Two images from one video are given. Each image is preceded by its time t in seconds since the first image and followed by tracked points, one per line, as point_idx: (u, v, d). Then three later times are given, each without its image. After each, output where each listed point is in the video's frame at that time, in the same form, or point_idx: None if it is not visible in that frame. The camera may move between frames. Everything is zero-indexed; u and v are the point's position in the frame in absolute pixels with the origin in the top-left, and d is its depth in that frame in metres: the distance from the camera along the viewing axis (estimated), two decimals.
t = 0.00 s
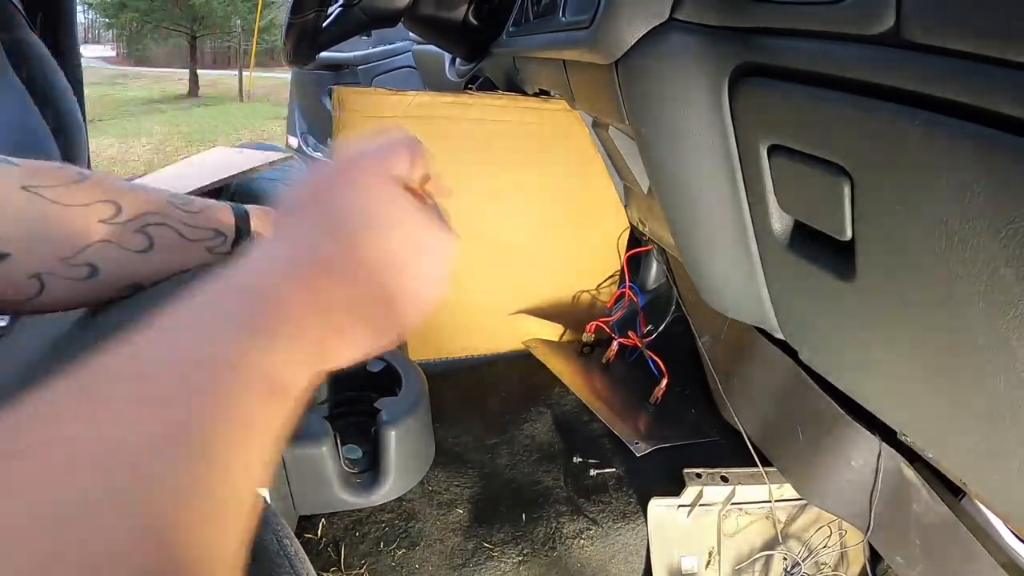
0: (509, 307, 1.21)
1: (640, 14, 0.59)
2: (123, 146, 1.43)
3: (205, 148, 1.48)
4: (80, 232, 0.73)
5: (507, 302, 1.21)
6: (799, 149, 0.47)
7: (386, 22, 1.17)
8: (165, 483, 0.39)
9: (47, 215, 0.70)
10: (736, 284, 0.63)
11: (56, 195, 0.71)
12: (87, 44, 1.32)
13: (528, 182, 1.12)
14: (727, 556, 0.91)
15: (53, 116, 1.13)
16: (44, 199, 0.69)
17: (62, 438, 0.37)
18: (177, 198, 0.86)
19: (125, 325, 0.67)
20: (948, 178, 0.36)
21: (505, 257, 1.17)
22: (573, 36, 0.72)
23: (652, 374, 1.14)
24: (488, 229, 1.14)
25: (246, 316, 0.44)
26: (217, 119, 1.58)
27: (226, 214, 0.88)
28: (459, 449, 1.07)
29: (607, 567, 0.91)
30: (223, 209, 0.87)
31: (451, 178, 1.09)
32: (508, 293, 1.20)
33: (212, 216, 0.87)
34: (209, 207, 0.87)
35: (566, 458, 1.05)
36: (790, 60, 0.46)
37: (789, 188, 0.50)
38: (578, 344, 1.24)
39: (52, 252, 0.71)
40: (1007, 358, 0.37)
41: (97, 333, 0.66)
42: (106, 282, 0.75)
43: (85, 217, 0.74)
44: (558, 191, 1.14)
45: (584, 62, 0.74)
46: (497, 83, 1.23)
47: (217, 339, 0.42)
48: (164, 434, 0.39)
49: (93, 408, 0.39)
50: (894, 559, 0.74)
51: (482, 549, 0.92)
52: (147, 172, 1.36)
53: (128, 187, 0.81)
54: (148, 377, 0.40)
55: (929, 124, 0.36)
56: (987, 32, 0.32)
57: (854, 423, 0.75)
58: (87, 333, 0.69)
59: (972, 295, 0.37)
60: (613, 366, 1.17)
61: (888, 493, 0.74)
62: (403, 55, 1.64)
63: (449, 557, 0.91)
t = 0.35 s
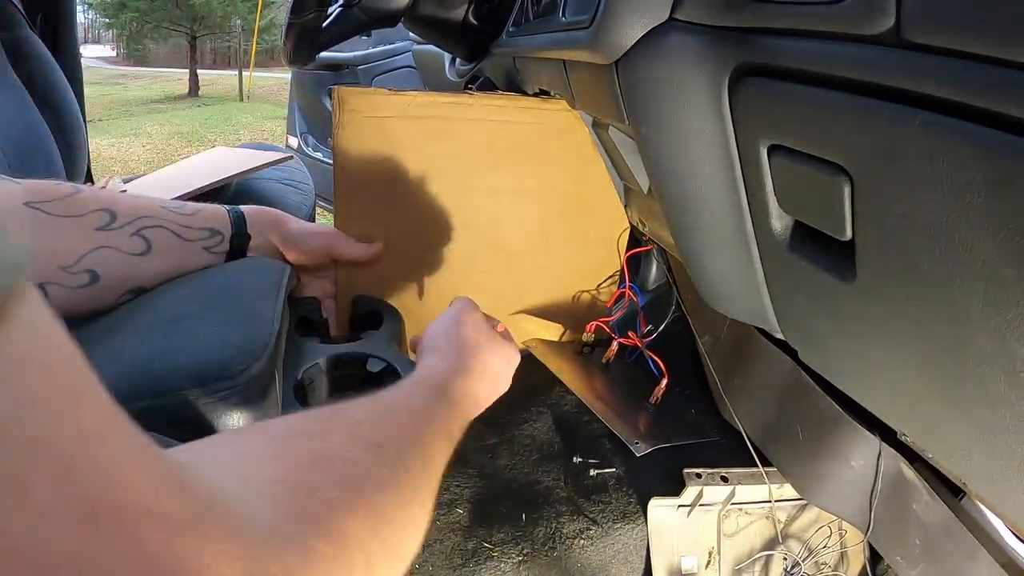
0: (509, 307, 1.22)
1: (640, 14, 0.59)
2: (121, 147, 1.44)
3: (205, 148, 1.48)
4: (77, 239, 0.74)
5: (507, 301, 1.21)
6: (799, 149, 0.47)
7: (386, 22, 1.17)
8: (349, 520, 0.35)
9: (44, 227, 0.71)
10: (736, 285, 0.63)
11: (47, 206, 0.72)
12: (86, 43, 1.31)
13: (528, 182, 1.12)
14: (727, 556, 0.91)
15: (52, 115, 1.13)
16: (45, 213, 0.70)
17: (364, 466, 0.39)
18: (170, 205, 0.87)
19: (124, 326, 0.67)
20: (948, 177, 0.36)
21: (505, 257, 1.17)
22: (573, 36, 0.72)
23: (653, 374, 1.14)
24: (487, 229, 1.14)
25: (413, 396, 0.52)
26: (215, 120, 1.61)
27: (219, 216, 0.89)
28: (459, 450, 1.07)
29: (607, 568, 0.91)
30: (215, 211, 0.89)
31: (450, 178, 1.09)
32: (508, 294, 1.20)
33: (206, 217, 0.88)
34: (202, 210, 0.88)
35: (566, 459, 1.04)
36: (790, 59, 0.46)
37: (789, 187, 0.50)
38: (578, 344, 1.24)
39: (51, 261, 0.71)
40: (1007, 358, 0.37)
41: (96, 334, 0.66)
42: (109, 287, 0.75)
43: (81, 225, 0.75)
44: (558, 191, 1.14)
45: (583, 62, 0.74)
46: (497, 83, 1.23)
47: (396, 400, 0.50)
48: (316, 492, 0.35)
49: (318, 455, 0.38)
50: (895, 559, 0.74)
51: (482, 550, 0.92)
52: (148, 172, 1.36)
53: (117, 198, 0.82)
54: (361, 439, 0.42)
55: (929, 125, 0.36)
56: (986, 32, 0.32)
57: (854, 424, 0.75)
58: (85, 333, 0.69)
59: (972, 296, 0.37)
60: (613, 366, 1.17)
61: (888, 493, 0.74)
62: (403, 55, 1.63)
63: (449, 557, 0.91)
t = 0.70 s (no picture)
0: (509, 308, 1.21)
1: (641, 14, 0.59)
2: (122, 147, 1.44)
3: (204, 148, 1.48)
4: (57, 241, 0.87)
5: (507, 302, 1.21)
6: (799, 149, 0.47)
7: (386, 22, 1.16)
8: (415, 544, 0.43)
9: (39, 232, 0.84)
10: (736, 285, 0.63)
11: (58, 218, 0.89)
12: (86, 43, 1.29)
13: (529, 182, 1.12)
14: (727, 555, 0.93)
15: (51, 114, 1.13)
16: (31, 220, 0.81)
17: (418, 490, 0.48)
18: (171, 211, 1.06)
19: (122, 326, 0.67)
20: (948, 176, 0.35)
21: (505, 257, 1.17)
22: (573, 36, 0.72)
23: (653, 374, 1.14)
24: (488, 229, 1.14)
25: (438, 437, 0.59)
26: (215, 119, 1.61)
27: (213, 216, 1.06)
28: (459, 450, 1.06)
29: (606, 568, 0.92)
30: (207, 212, 1.06)
31: (451, 179, 1.09)
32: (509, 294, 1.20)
33: (203, 220, 1.06)
34: (200, 214, 1.06)
35: (566, 459, 1.04)
36: (790, 58, 0.46)
37: (789, 187, 0.50)
38: (578, 344, 1.24)
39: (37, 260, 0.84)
40: (1007, 358, 0.37)
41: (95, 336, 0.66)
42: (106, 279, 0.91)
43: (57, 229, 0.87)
44: (558, 191, 1.14)
45: (583, 62, 0.75)
46: (497, 83, 1.23)
47: (422, 447, 0.55)
48: (387, 516, 0.43)
49: (386, 482, 0.47)
50: (895, 559, 0.74)
51: (482, 550, 0.92)
52: (147, 172, 1.36)
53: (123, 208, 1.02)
54: (406, 475, 0.49)
55: (930, 125, 0.36)
56: (986, 32, 0.32)
57: (855, 424, 0.75)
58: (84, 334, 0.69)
59: (972, 296, 0.37)
60: (613, 366, 1.16)
61: (888, 493, 0.74)
62: (404, 56, 1.63)
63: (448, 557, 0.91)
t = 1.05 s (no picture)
0: (509, 308, 1.21)
1: (641, 14, 0.59)
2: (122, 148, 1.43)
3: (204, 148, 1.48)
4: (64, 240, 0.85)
5: (507, 302, 1.21)
6: (799, 149, 0.47)
7: (386, 22, 1.16)
8: (422, 508, 0.40)
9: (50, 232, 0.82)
10: (737, 285, 0.63)
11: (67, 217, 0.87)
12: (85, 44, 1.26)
13: (528, 182, 1.13)
14: (727, 556, 0.93)
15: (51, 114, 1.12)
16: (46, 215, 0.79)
17: (430, 464, 0.45)
18: (169, 211, 1.06)
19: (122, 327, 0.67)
20: (947, 177, 0.36)
21: (505, 257, 1.17)
22: (573, 36, 0.72)
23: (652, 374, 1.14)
24: (488, 228, 1.14)
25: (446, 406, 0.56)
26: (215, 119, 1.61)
27: (215, 216, 1.06)
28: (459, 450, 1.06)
29: (606, 568, 0.91)
30: (208, 213, 1.06)
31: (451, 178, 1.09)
32: (509, 294, 1.20)
33: (203, 220, 1.06)
34: (200, 215, 1.06)
35: (566, 459, 1.04)
36: (790, 58, 0.46)
37: (789, 187, 0.50)
38: (578, 344, 1.24)
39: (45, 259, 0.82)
40: (1007, 359, 0.37)
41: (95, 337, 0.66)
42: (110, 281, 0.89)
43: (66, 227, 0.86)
44: (558, 190, 1.15)
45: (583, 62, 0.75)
46: (497, 84, 1.23)
47: (406, 413, 0.52)
48: (389, 484, 0.41)
49: (379, 453, 0.44)
50: (895, 560, 0.74)
51: (482, 550, 0.92)
52: (147, 172, 1.36)
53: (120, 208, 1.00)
54: (419, 450, 0.46)
55: (931, 126, 0.36)
56: (986, 33, 0.32)
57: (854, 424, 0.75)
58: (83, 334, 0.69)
59: (972, 297, 0.37)
60: (613, 366, 1.16)
61: (889, 494, 0.74)
62: (403, 56, 1.63)
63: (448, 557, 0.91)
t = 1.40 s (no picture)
0: (509, 308, 1.21)
1: (641, 14, 0.59)
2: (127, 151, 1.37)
3: (204, 148, 1.48)
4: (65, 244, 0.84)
5: (506, 302, 1.21)
6: (799, 149, 0.47)
7: (386, 22, 1.16)
8: (433, 485, 0.41)
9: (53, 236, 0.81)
10: (737, 285, 0.63)
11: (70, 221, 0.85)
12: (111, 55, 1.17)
13: (529, 181, 1.13)
14: (727, 556, 0.92)
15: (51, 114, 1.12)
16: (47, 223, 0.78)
17: (438, 441, 0.46)
18: (169, 211, 1.05)
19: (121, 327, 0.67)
20: (947, 177, 0.36)
21: (505, 257, 1.17)
22: (573, 36, 0.72)
23: (653, 374, 1.14)
24: (488, 228, 1.14)
25: (439, 382, 0.57)
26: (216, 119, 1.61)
27: (214, 217, 1.07)
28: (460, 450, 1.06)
29: (607, 569, 0.91)
30: (209, 214, 1.07)
31: (451, 177, 1.09)
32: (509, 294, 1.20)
33: (203, 220, 1.07)
34: (200, 216, 1.06)
35: (566, 459, 1.04)
36: (790, 58, 0.46)
37: (789, 187, 0.50)
38: (578, 344, 1.24)
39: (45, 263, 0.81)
40: (1006, 359, 0.37)
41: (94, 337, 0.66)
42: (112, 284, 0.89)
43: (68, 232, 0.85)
44: (558, 190, 1.15)
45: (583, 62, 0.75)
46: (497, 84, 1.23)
47: (407, 393, 0.52)
48: (399, 463, 0.41)
49: (386, 433, 0.44)
50: (894, 559, 0.74)
51: (482, 550, 0.92)
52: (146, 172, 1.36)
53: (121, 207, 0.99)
54: (424, 428, 0.47)
55: (931, 126, 0.36)
56: (987, 33, 0.32)
57: (853, 423, 0.75)
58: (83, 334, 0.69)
59: (970, 296, 0.37)
60: (613, 366, 1.16)
61: (889, 493, 0.74)
62: (404, 56, 1.63)
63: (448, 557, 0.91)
